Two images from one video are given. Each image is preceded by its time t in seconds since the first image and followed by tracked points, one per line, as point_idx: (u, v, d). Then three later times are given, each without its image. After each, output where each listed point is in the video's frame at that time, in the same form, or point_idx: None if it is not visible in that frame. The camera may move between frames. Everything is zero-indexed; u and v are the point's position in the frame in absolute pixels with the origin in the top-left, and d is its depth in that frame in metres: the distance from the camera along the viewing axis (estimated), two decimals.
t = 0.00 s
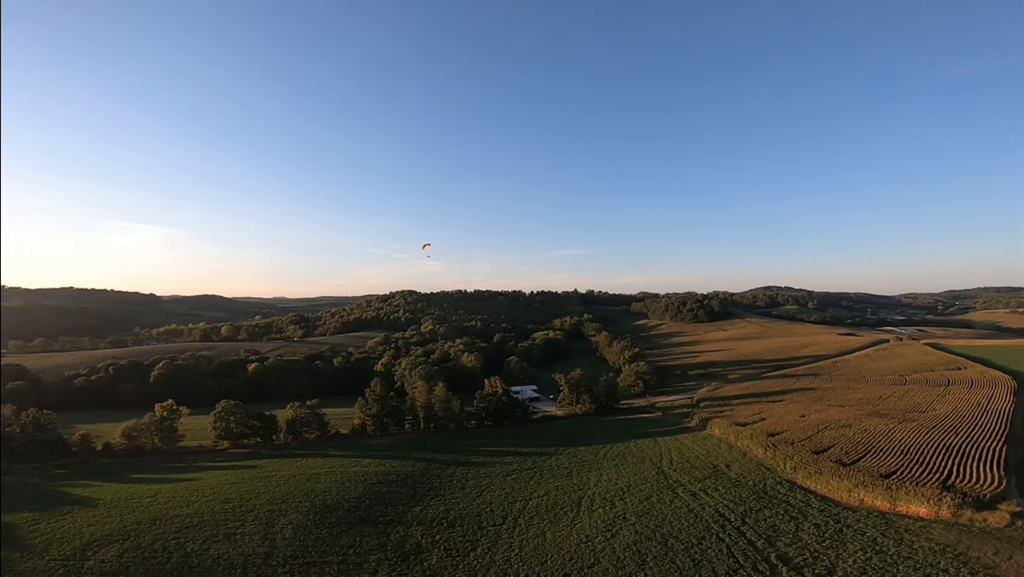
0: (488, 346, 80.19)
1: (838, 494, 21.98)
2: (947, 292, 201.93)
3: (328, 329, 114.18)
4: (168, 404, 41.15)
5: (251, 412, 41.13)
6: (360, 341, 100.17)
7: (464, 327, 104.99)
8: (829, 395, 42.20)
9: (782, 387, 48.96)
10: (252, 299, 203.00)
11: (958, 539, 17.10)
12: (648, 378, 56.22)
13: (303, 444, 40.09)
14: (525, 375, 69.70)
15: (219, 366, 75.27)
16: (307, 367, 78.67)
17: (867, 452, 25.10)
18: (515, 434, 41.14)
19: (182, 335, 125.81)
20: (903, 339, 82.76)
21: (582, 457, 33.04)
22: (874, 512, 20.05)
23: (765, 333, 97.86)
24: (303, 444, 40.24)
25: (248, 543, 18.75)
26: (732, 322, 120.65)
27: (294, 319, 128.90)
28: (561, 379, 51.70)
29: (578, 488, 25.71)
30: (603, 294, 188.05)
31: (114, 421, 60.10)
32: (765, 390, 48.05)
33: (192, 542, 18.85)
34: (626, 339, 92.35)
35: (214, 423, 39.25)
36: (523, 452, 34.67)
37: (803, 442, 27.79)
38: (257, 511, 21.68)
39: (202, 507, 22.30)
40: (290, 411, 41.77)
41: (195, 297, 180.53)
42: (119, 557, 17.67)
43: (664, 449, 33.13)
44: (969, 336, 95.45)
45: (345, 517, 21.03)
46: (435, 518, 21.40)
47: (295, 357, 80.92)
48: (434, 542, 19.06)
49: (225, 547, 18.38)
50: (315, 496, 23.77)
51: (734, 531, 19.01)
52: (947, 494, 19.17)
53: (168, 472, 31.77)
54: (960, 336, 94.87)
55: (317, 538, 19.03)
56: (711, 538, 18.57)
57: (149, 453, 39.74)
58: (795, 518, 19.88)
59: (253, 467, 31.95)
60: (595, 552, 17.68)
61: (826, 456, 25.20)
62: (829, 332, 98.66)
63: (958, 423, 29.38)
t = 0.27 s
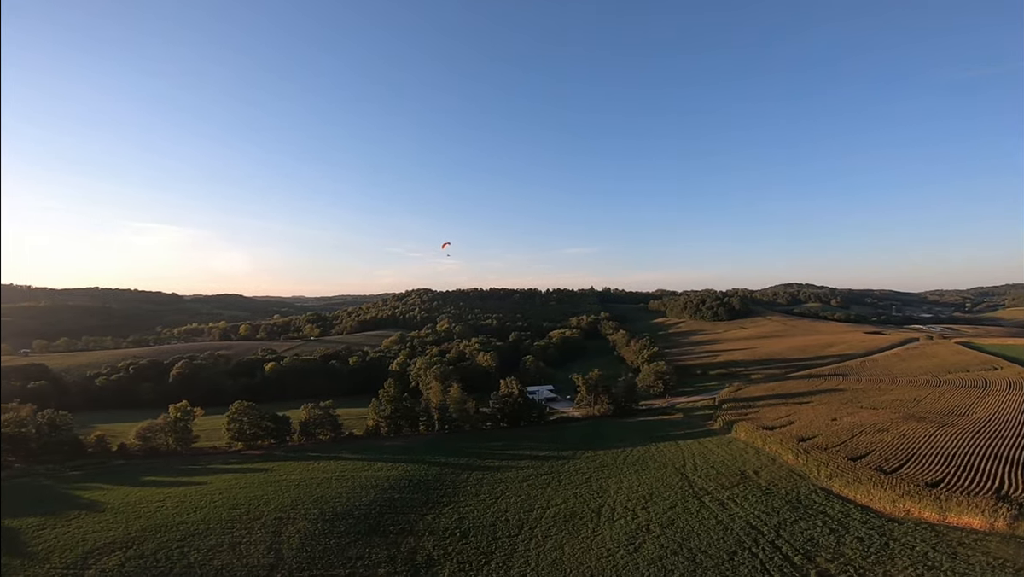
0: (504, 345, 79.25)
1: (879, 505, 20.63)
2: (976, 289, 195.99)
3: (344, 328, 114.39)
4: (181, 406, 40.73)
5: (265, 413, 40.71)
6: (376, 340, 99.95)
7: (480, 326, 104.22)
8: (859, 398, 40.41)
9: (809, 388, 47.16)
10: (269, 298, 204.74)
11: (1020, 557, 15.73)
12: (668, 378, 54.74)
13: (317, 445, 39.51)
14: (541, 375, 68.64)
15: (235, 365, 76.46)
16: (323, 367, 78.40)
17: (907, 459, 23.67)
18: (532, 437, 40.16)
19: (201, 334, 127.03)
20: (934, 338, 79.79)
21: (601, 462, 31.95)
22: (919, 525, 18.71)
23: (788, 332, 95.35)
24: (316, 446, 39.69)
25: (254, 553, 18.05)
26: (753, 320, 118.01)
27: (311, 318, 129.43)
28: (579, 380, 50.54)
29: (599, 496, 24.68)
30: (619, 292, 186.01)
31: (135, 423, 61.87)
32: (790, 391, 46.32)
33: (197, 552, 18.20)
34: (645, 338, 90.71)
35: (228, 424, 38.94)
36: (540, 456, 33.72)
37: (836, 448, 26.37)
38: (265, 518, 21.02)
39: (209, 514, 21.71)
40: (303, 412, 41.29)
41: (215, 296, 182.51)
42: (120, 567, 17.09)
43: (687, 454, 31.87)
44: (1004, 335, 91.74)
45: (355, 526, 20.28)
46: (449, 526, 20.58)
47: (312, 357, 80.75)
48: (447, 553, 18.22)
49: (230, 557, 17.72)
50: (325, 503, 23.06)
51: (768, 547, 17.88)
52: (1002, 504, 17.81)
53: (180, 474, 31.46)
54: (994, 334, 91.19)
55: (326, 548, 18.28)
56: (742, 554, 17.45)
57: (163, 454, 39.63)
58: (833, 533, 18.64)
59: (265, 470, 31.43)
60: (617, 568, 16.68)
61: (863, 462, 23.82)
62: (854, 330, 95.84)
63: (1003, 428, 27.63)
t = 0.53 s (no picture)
0: (519, 344, 78.18)
1: (923, 517, 19.34)
2: (1006, 286, 190.06)
3: (359, 326, 114.43)
4: (192, 407, 40.56)
5: (277, 413, 40.21)
6: (390, 339, 99.65)
7: (494, 324, 103.30)
8: (890, 401, 38.62)
9: (835, 391, 45.38)
10: (286, 297, 206.48)
11: None
12: (688, 379, 53.19)
13: (328, 446, 38.87)
14: (556, 375, 67.52)
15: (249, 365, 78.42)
16: (337, 366, 78.40)
17: (949, 467, 22.25)
18: (547, 440, 39.13)
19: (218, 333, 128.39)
20: (966, 338, 76.75)
21: (620, 468, 30.90)
22: (968, 540, 17.39)
23: (811, 331, 92.77)
24: (327, 447, 39.07)
25: (254, 563, 17.30)
26: (774, 319, 115.29)
27: (326, 317, 129.77)
28: (595, 380, 49.29)
29: (619, 506, 23.67)
30: (635, 290, 183.81)
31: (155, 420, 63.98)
32: (816, 394, 44.60)
33: (196, 561, 17.51)
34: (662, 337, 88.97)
35: (239, 425, 38.55)
36: (555, 461, 32.71)
37: (870, 454, 25.00)
38: (270, 526, 20.31)
39: (213, 520, 21.05)
40: (315, 413, 40.72)
41: (232, 295, 184.48)
42: None
43: (710, 459, 30.68)
44: None
45: (361, 537, 19.49)
46: (459, 538, 19.72)
47: (326, 355, 80.49)
48: (458, 567, 17.34)
49: (230, 568, 16.98)
50: (333, 510, 22.27)
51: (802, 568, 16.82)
52: None
53: (190, 476, 31.14)
54: None
55: (329, 561, 17.49)
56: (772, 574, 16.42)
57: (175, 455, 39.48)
58: (873, 549, 17.44)
59: (275, 473, 30.94)
60: None
61: (903, 471, 22.46)
62: (880, 329, 92.91)
63: None
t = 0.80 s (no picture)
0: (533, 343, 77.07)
1: (973, 531, 18.62)
2: None
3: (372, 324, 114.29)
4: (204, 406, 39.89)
5: (287, 414, 39.68)
6: (403, 337, 99.28)
7: (508, 323, 102.30)
8: (921, 404, 36.99)
9: (862, 393, 43.70)
10: (301, 294, 207.78)
11: None
12: (707, 379, 51.75)
13: (339, 449, 38.26)
14: (571, 375, 66.37)
15: (263, 364, 79.24)
16: (350, 365, 77.76)
17: (996, 477, 21.36)
18: (562, 443, 38.15)
19: (234, 332, 129.53)
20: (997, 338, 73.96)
21: (640, 473, 29.93)
22: None
23: (833, 330, 90.34)
24: (338, 449, 38.49)
25: None
26: (793, 317, 112.68)
27: (340, 315, 129.88)
28: (612, 381, 48.06)
29: (640, 515, 22.70)
30: (650, 288, 181.55)
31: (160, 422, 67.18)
32: (842, 396, 42.96)
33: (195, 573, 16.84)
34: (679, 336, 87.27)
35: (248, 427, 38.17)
36: (570, 467, 31.77)
37: (908, 462, 23.90)
38: (273, 535, 19.61)
39: (216, 527, 20.40)
40: (325, 414, 40.11)
41: (248, 293, 186.07)
42: None
43: (733, 464, 29.52)
44: None
45: (365, 547, 18.76)
46: (470, 549, 18.95)
47: (339, 354, 80.16)
48: None
49: None
50: (340, 517, 21.52)
51: None
52: None
53: (199, 479, 30.78)
54: None
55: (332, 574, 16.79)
56: None
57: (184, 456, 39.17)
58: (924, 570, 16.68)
59: (284, 476, 30.46)
60: None
61: (945, 480, 21.64)
62: (905, 329, 90.21)
63: None
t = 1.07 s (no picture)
0: (546, 343, 75.92)
1: None
2: None
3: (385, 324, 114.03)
4: (212, 408, 39.58)
5: (296, 416, 39.13)
6: (416, 337, 98.71)
7: (521, 322, 101.19)
8: (954, 409, 35.34)
9: (889, 397, 41.97)
10: (315, 294, 208.75)
11: None
12: (726, 381, 50.23)
13: (348, 452, 37.55)
14: (585, 376, 65.11)
15: (277, 364, 79.03)
16: (362, 365, 77.21)
17: None
18: (576, 448, 37.15)
19: (248, 331, 130.25)
20: None
21: (658, 483, 28.80)
22: None
23: (855, 330, 87.86)
24: (347, 453, 37.78)
25: None
26: (813, 317, 110.10)
27: (353, 314, 129.79)
28: (627, 383, 46.78)
29: (660, 528, 21.59)
30: (665, 287, 179.34)
31: (170, 422, 66.54)
32: (868, 400, 41.29)
33: None
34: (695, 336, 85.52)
35: (257, 429, 37.71)
36: (583, 476, 30.78)
37: (949, 469, 22.60)
38: (274, 545, 18.88)
39: (216, 537, 19.68)
40: (334, 416, 39.51)
41: (262, 292, 187.27)
42: None
43: (757, 472, 28.23)
44: None
45: (370, 561, 17.98)
46: (478, 563, 18.10)
47: (351, 355, 79.70)
48: None
49: None
50: (345, 527, 20.67)
51: None
52: None
53: (205, 483, 30.21)
54: None
55: None
56: None
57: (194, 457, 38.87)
58: None
59: (291, 481, 29.83)
60: None
61: (992, 490, 20.28)
62: (931, 329, 87.42)
63: None
